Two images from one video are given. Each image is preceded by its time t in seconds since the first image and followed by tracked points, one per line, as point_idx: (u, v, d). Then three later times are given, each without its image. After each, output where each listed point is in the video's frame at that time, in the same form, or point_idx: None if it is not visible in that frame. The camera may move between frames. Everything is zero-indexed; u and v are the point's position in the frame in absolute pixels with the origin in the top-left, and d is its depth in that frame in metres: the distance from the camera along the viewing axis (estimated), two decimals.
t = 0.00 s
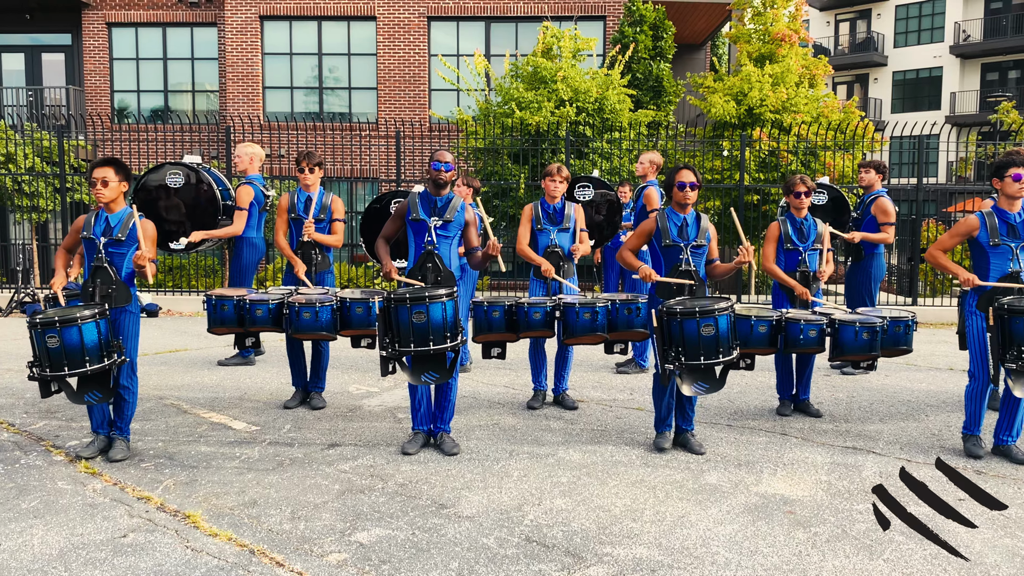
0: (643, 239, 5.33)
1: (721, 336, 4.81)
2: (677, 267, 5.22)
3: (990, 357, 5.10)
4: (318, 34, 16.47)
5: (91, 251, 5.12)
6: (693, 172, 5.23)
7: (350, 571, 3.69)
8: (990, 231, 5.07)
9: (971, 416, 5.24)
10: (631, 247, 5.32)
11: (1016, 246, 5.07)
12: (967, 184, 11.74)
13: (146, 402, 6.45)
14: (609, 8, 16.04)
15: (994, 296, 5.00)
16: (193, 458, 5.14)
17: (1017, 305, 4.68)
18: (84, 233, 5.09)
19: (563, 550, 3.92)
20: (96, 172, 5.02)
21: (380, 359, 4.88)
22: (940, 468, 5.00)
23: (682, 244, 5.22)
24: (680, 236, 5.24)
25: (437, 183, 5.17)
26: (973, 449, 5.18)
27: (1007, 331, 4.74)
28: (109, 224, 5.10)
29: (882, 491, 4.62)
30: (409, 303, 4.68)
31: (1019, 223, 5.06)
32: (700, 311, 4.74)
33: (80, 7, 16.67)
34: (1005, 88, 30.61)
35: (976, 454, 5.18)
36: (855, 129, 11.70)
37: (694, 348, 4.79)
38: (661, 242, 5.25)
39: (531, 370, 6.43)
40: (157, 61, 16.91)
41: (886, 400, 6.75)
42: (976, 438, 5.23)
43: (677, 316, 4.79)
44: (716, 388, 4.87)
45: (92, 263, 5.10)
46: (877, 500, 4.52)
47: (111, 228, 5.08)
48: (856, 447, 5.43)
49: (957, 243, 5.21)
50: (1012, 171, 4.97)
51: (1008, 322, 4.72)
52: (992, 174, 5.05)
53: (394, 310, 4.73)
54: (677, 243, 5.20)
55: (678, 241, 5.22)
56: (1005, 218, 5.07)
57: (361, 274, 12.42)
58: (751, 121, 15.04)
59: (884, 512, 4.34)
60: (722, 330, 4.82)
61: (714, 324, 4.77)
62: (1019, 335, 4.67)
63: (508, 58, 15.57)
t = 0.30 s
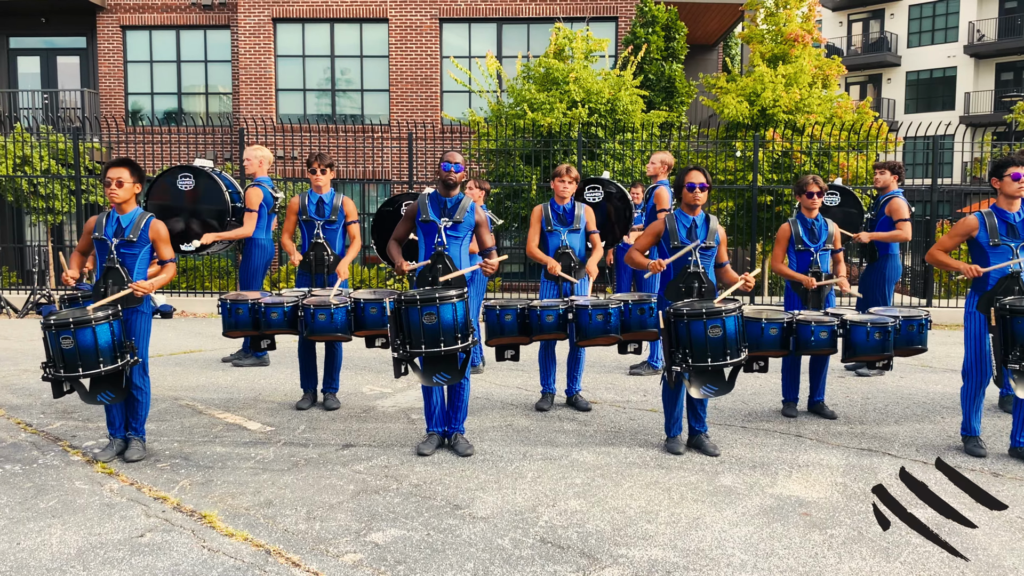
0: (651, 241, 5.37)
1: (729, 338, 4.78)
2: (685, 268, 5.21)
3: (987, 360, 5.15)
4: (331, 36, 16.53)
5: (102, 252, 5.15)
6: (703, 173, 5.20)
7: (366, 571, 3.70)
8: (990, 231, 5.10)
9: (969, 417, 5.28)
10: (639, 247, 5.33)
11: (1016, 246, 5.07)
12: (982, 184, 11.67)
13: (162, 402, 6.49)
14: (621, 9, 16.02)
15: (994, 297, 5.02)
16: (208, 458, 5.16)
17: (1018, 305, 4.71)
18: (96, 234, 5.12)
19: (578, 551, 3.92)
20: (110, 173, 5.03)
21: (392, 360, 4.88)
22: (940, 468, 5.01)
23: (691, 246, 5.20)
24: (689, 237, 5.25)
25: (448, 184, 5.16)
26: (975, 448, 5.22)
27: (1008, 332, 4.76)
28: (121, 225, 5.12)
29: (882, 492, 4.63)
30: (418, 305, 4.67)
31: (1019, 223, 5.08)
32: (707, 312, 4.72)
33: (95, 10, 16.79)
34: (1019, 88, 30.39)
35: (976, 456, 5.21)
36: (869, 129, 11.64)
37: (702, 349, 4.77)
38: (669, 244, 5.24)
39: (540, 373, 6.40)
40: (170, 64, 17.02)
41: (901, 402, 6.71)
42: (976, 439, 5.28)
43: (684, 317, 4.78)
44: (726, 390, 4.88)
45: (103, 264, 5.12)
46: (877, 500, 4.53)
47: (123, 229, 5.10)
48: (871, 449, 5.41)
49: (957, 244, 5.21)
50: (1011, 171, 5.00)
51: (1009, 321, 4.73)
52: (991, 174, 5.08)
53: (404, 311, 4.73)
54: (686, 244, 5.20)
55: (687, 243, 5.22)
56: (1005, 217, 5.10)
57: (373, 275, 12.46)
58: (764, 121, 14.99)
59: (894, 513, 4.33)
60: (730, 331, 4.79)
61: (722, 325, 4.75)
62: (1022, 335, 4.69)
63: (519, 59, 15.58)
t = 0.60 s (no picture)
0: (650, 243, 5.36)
1: (725, 339, 4.73)
2: (682, 268, 5.24)
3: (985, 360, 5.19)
4: (346, 37, 16.59)
5: (121, 251, 5.19)
6: (700, 172, 5.21)
7: (383, 571, 3.70)
8: (984, 234, 5.06)
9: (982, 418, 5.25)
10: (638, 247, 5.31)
11: (1010, 250, 5.06)
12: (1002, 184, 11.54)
13: (179, 402, 6.53)
14: (637, 9, 15.99)
15: (990, 301, 5.03)
16: (226, 457, 5.19)
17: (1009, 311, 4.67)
18: (114, 233, 5.17)
19: (595, 551, 3.91)
20: (128, 173, 5.08)
21: (395, 361, 4.88)
22: (940, 468, 5.01)
23: (688, 245, 5.23)
24: (686, 237, 5.25)
25: (448, 185, 5.15)
26: (994, 452, 5.16)
27: (1000, 338, 4.71)
28: (139, 224, 5.17)
29: (882, 492, 4.62)
30: (421, 306, 4.68)
31: (1014, 225, 5.06)
32: (703, 314, 4.67)
33: (113, 12, 16.92)
34: None
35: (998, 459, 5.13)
36: (886, 129, 11.56)
37: (698, 351, 4.72)
38: (666, 243, 5.27)
39: (556, 372, 6.37)
40: (187, 65, 17.13)
41: (920, 404, 6.66)
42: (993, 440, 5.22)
43: (680, 319, 4.73)
44: (722, 391, 4.80)
45: (122, 262, 5.17)
46: (877, 500, 4.53)
47: (140, 228, 5.16)
48: (889, 451, 5.37)
49: (952, 246, 5.17)
50: (1006, 172, 4.99)
51: (1000, 329, 4.69)
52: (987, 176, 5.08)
53: (406, 313, 4.73)
54: (683, 244, 5.22)
55: (684, 242, 5.24)
56: (999, 220, 5.08)
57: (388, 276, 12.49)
58: (780, 121, 14.92)
59: (907, 514, 4.30)
60: (727, 333, 4.73)
61: (719, 327, 4.70)
62: (1013, 342, 4.63)
63: (534, 59, 15.57)
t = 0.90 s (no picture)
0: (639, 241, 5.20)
1: (715, 337, 4.62)
2: (670, 268, 5.07)
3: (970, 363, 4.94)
4: (363, 36, 16.65)
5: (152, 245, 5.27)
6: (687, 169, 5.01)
7: (402, 567, 3.72)
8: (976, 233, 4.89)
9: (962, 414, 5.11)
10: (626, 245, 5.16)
11: (1004, 249, 4.87)
12: None
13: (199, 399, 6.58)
14: (653, 7, 15.96)
15: (982, 301, 4.84)
16: (245, 454, 5.23)
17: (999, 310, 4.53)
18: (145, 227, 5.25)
19: (614, 550, 3.91)
20: (155, 171, 5.11)
21: (385, 362, 4.75)
22: (940, 468, 4.97)
23: (675, 245, 5.06)
24: (673, 236, 5.07)
25: (444, 182, 5.12)
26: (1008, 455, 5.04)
27: (988, 338, 4.57)
28: (169, 219, 5.23)
29: (882, 492, 4.60)
30: (410, 304, 4.60)
31: (1009, 224, 4.86)
32: (691, 311, 4.57)
33: (132, 12, 17.08)
34: None
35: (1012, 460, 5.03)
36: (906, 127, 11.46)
37: (689, 350, 4.62)
38: (653, 242, 5.10)
39: (581, 369, 6.37)
40: (205, 65, 17.25)
41: (940, 404, 6.60)
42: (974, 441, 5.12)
43: (668, 317, 4.62)
44: (716, 391, 4.74)
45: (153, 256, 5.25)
46: (877, 500, 4.50)
47: (171, 222, 5.21)
48: (909, 451, 5.32)
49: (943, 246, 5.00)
50: (996, 170, 4.84)
51: (989, 328, 4.55)
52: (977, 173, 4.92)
53: (396, 312, 4.66)
54: (670, 243, 5.04)
55: (672, 241, 5.06)
56: (992, 218, 4.89)
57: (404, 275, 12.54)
58: (798, 119, 14.85)
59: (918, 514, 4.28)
60: (716, 330, 4.62)
61: (707, 324, 4.59)
62: (1000, 342, 4.49)
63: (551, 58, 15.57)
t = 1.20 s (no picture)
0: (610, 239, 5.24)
1: (682, 337, 4.63)
2: (642, 265, 5.14)
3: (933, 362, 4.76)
4: (379, 35, 16.68)
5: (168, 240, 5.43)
6: (659, 167, 5.13)
7: (419, 564, 3.73)
8: (941, 230, 4.66)
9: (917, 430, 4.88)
10: (597, 244, 5.21)
11: (969, 246, 4.65)
12: None
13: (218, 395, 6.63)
14: (669, 5, 15.90)
15: (945, 301, 4.65)
16: (264, 450, 5.26)
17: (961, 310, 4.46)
18: (161, 223, 5.41)
19: (631, 548, 3.90)
20: (160, 178, 5.21)
21: (364, 353, 4.84)
22: (940, 467, 4.94)
23: (648, 242, 5.13)
24: (646, 233, 5.15)
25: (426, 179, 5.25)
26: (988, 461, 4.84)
27: (950, 338, 4.50)
28: (183, 214, 5.39)
29: (883, 492, 4.57)
30: (390, 298, 4.66)
31: (973, 222, 4.66)
32: (660, 311, 4.57)
33: (150, 12, 17.21)
34: None
35: None
36: (926, 124, 11.37)
37: (655, 349, 4.62)
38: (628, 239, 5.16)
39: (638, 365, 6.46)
40: (222, 64, 17.34)
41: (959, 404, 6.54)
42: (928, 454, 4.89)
43: (637, 316, 4.62)
44: (681, 389, 4.67)
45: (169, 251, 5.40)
46: (878, 501, 4.46)
47: (184, 218, 5.37)
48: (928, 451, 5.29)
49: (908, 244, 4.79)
50: (962, 167, 4.59)
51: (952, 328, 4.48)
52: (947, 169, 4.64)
53: (377, 305, 4.73)
54: (643, 240, 5.12)
55: (644, 238, 5.14)
56: (957, 216, 4.68)
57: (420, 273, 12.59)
58: (816, 117, 14.77)
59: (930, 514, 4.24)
60: (685, 330, 4.64)
61: (675, 324, 4.60)
62: (961, 343, 4.43)
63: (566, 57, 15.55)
